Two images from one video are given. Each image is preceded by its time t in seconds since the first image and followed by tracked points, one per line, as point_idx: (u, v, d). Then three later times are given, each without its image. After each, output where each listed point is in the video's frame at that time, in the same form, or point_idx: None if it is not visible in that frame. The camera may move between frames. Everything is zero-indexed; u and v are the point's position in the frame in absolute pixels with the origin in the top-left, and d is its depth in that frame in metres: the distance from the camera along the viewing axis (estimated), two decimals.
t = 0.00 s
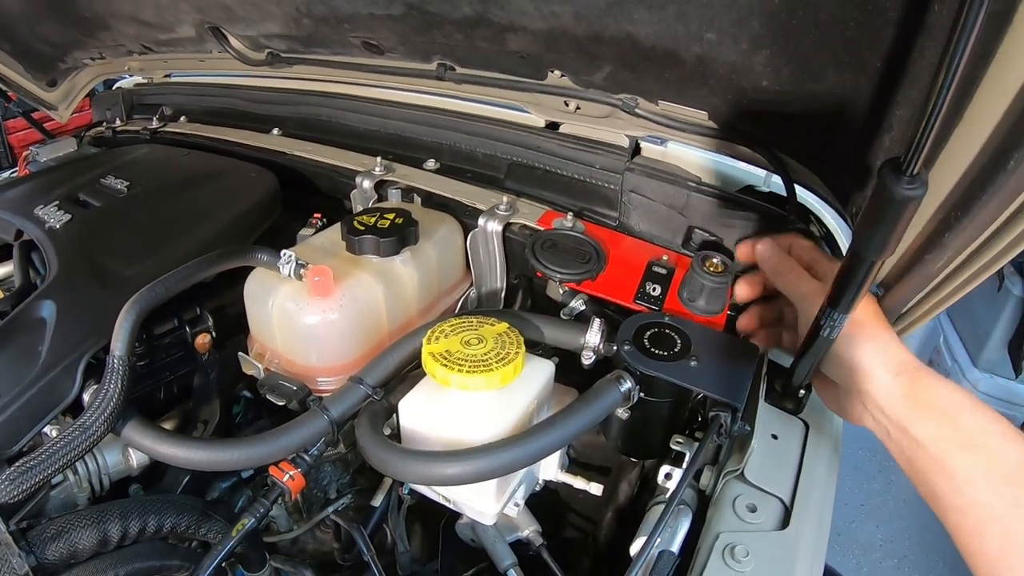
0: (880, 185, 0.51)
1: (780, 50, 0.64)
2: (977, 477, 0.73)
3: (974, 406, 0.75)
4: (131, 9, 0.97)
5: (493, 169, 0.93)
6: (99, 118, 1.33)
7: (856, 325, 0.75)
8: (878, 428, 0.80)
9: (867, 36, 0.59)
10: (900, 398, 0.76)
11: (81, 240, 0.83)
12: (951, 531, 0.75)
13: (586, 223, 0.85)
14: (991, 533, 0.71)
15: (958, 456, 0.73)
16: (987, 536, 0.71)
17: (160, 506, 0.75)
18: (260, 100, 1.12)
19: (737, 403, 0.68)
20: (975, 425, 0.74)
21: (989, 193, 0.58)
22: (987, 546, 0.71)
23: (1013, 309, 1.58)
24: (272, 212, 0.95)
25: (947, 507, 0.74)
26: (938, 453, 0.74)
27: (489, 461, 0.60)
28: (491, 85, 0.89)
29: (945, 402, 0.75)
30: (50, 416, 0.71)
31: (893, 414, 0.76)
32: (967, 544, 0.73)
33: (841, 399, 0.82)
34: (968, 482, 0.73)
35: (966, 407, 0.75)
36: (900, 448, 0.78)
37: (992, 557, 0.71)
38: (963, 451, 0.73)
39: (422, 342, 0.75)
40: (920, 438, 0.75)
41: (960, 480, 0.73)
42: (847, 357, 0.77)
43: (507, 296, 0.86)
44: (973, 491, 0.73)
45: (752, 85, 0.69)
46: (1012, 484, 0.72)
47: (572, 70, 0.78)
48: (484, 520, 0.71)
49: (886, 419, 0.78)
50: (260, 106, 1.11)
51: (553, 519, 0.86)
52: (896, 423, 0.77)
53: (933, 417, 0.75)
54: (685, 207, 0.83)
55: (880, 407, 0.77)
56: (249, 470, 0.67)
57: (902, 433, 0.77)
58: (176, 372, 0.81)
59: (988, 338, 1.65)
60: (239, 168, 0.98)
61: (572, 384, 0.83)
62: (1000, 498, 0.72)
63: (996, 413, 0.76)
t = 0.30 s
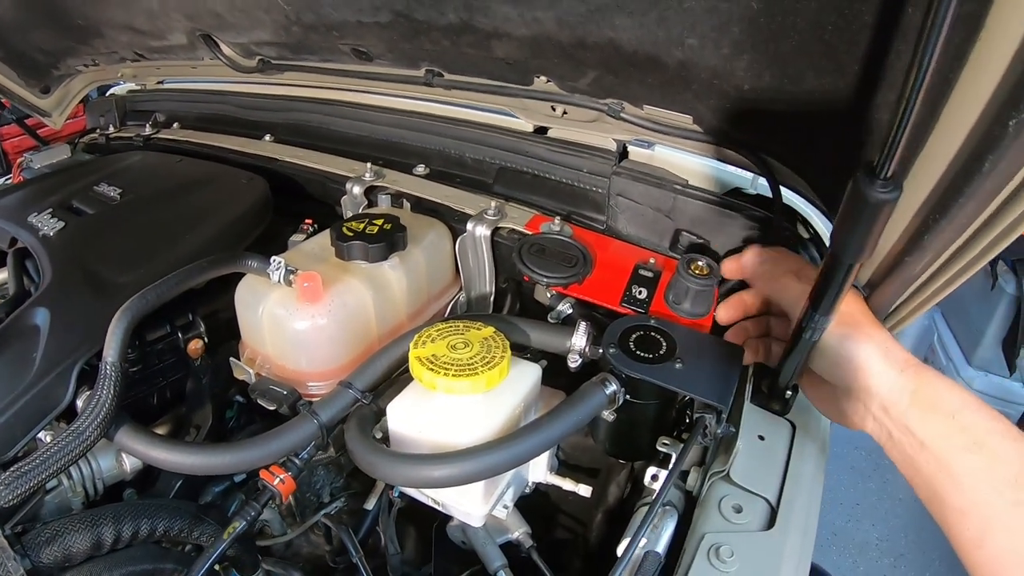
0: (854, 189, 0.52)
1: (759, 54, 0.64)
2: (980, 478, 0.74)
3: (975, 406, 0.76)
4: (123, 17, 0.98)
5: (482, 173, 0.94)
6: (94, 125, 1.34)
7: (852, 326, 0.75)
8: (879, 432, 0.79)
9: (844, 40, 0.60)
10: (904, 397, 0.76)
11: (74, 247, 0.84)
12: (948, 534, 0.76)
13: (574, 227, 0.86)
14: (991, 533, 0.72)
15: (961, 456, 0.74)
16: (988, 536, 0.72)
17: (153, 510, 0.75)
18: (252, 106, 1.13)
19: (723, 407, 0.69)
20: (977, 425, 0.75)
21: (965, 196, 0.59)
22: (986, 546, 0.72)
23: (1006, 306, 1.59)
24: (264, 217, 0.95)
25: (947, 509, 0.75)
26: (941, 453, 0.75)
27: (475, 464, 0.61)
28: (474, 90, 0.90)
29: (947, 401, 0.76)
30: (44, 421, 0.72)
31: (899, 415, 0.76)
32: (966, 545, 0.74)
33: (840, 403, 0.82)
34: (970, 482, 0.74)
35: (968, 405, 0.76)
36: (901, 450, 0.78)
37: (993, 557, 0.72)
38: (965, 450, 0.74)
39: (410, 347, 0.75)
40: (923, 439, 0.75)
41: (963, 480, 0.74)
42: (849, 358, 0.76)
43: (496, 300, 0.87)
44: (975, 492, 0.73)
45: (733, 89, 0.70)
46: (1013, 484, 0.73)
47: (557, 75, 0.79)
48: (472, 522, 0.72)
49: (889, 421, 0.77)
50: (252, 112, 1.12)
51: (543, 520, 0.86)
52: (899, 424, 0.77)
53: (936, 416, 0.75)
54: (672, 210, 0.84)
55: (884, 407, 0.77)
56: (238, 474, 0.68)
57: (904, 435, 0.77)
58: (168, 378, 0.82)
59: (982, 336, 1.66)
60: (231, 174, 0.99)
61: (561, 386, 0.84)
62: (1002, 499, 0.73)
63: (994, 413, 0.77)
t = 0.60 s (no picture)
0: (855, 182, 0.51)
1: (757, 48, 0.64)
2: (963, 434, 0.73)
3: (957, 360, 0.74)
4: (117, 16, 0.97)
5: (478, 171, 0.94)
6: (87, 125, 1.33)
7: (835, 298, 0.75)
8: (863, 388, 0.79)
9: (842, 33, 0.59)
10: (882, 359, 0.75)
11: (68, 247, 0.84)
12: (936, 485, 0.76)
13: (571, 224, 0.86)
14: (979, 488, 0.72)
15: (944, 415, 0.73)
16: (976, 490, 0.73)
17: (146, 512, 0.74)
18: (246, 105, 1.12)
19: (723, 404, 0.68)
20: (960, 381, 0.73)
21: (965, 187, 0.58)
22: (975, 499, 0.73)
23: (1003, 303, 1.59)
24: (258, 216, 0.95)
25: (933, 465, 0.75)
26: (923, 413, 0.74)
27: (472, 462, 0.60)
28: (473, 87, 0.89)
29: (928, 358, 0.74)
30: (36, 422, 0.71)
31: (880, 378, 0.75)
32: (956, 498, 0.74)
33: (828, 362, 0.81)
34: (954, 439, 0.73)
35: (950, 360, 0.74)
36: (884, 407, 0.78)
37: (980, 510, 0.73)
38: (948, 408, 0.73)
39: (405, 345, 0.75)
40: (904, 400, 0.75)
41: (947, 438, 0.73)
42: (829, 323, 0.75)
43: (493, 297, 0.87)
44: (959, 449, 0.73)
45: (731, 83, 0.69)
46: (996, 437, 0.73)
47: (553, 71, 0.78)
48: (470, 522, 0.71)
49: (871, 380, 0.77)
50: (247, 111, 1.11)
51: (542, 520, 0.86)
52: (880, 384, 0.76)
53: (914, 378, 0.74)
54: (669, 206, 0.84)
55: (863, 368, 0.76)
56: (232, 474, 0.68)
57: (885, 394, 0.76)
58: (162, 378, 0.81)
59: (979, 332, 1.66)
60: (226, 173, 0.99)
61: (558, 384, 0.84)
62: (987, 452, 0.72)
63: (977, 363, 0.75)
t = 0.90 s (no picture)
0: (861, 168, 0.50)
1: (758, 35, 0.62)
2: (963, 426, 0.71)
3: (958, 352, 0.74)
4: (111, 11, 0.96)
5: (476, 164, 0.93)
6: (83, 122, 1.32)
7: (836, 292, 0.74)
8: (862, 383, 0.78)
9: (845, 19, 0.58)
10: (883, 353, 0.74)
11: (62, 243, 0.83)
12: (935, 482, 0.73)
13: (570, 218, 0.85)
14: (980, 482, 0.70)
15: (944, 407, 0.72)
16: (977, 485, 0.70)
17: (141, 510, 0.74)
18: (242, 101, 1.11)
19: (724, 398, 0.67)
20: (960, 374, 0.73)
21: (971, 173, 0.57)
22: (977, 494, 0.70)
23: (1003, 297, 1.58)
24: (254, 211, 0.94)
25: (932, 459, 0.72)
26: (923, 406, 0.73)
27: (471, 458, 0.59)
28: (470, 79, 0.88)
29: (928, 351, 0.73)
30: (29, 419, 0.70)
31: (880, 371, 0.75)
32: (956, 494, 0.71)
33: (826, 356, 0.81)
34: (953, 431, 0.71)
35: (950, 353, 0.73)
36: (883, 403, 0.76)
37: (981, 506, 0.69)
38: (948, 401, 0.72)
39: (402, 340, 0.74)
40: (905, 392, 0.73)
41: (947, 431, 0.71)
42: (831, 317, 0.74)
43: (491, 292, 0.86)
44: (959, 442, 0.71)
45: (732, 72, 0.68)
46: (999, 431, 0.70)
47: (551, 62, 0.77)
48: (469, 519, 0.70)
49: (871, 374, 0.76)
50: (242, 107, 1.10)
51: (541, 517, 0.84)
52: (881, 378, 0.75)
53: (913, 369, 0.73)
54: (669, 199, 0.82)
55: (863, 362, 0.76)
56: (227, 471, 0.67)
57: (885, 388, 0.75)
58: (157, 375, 0.80)
59: (979, 327, 1.65)
60: (222, 168, 0.98)
61: (557, 379, 0.83)
62: (988, 446, 0.70)
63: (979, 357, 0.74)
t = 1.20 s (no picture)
0: (863, 166, 0.50)
1: (760, 34, 0.62)
2: (971, 418, 0.74)
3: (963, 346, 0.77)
4: (112, 11, 0.96)
5: (477, 163, 0.93)
6: (83, 123, 1.32)
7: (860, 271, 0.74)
8: (865, 376, 0.79)
9: (847, 17, 0.58)
10: (899, 337, 0.76)
11: (64, 244, 0.83)
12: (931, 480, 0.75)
13: (572, 216, 0.85)
14: (980, 477, 0.72)
15: (955, 396, 0.74)
16: (977, 479, 0.72)
17: (144, 509, 0.73)
18: (244, 100, 1.11)
19: (727, 395, 0.67)
20: (968, 367, 0.76)
21: (973, 171, 0.58)
22: (975, 488, 0.72)
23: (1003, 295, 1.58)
24: (255, 210, 0.94)
25: (935, 452, 0.74)
26: (934, 393, 0.75)
27: (476, 455, 0.59)
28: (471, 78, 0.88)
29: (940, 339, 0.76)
30: (32, 420, 0.70)
31: (893, 357, 0.76)
32: (954, 489, 0.73)
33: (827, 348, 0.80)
34: (964, 422, 0.74)
35: (957, 347, 0.77)
36: (887, 391, 0.77)
37: (979, 499, 0.72)
38: (959, 390, 0.74)
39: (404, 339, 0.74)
40: (917, 378, 0.75)
41: (955, 421, 0.74)
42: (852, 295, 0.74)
43: (492, 291, 0.86)
44: (966, 434, 0.73)
45: (733, 71, 0.68)
46: (1003, 426, 0.73)
47: (552, 61, 0.78)
48: (472, 517, 0.70)
49: (881, 362, 0.77)
50: (244, 106, 1.10)
51: (544, 515, 0.85)
52: (891, 365, 0.76)
53: (928, 353, 0.75)
54: (670, 197, 0.82)
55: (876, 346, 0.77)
56: (230, 470, 0.67)
57: (896, 375, 0.76)
58: (160, 374, 0.80)
59: (979, 325, 1.65)
60: (223, 168, 0.98)
61: (560, 377, 0.83)
62: (993, 440, 0.73)
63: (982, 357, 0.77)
